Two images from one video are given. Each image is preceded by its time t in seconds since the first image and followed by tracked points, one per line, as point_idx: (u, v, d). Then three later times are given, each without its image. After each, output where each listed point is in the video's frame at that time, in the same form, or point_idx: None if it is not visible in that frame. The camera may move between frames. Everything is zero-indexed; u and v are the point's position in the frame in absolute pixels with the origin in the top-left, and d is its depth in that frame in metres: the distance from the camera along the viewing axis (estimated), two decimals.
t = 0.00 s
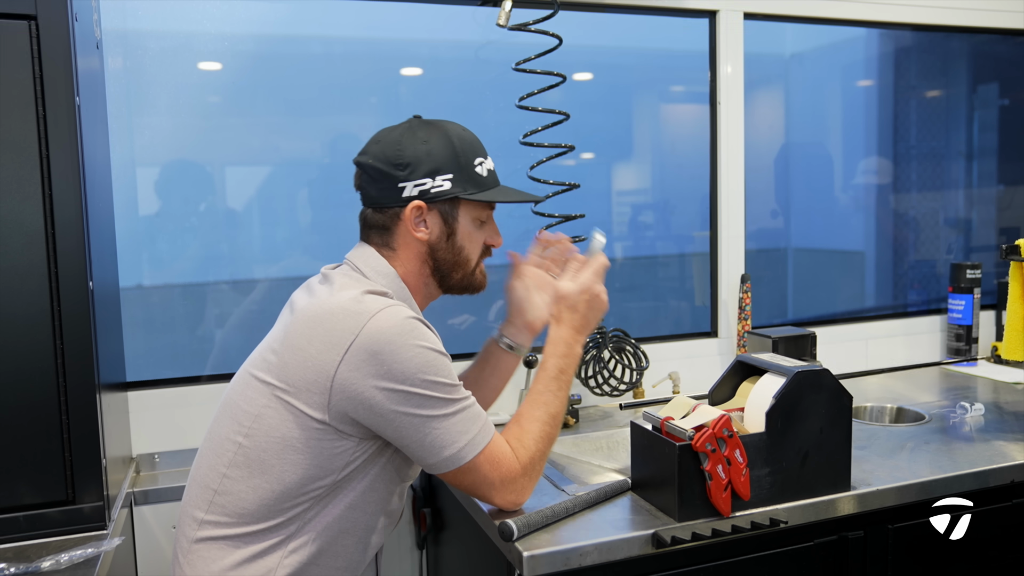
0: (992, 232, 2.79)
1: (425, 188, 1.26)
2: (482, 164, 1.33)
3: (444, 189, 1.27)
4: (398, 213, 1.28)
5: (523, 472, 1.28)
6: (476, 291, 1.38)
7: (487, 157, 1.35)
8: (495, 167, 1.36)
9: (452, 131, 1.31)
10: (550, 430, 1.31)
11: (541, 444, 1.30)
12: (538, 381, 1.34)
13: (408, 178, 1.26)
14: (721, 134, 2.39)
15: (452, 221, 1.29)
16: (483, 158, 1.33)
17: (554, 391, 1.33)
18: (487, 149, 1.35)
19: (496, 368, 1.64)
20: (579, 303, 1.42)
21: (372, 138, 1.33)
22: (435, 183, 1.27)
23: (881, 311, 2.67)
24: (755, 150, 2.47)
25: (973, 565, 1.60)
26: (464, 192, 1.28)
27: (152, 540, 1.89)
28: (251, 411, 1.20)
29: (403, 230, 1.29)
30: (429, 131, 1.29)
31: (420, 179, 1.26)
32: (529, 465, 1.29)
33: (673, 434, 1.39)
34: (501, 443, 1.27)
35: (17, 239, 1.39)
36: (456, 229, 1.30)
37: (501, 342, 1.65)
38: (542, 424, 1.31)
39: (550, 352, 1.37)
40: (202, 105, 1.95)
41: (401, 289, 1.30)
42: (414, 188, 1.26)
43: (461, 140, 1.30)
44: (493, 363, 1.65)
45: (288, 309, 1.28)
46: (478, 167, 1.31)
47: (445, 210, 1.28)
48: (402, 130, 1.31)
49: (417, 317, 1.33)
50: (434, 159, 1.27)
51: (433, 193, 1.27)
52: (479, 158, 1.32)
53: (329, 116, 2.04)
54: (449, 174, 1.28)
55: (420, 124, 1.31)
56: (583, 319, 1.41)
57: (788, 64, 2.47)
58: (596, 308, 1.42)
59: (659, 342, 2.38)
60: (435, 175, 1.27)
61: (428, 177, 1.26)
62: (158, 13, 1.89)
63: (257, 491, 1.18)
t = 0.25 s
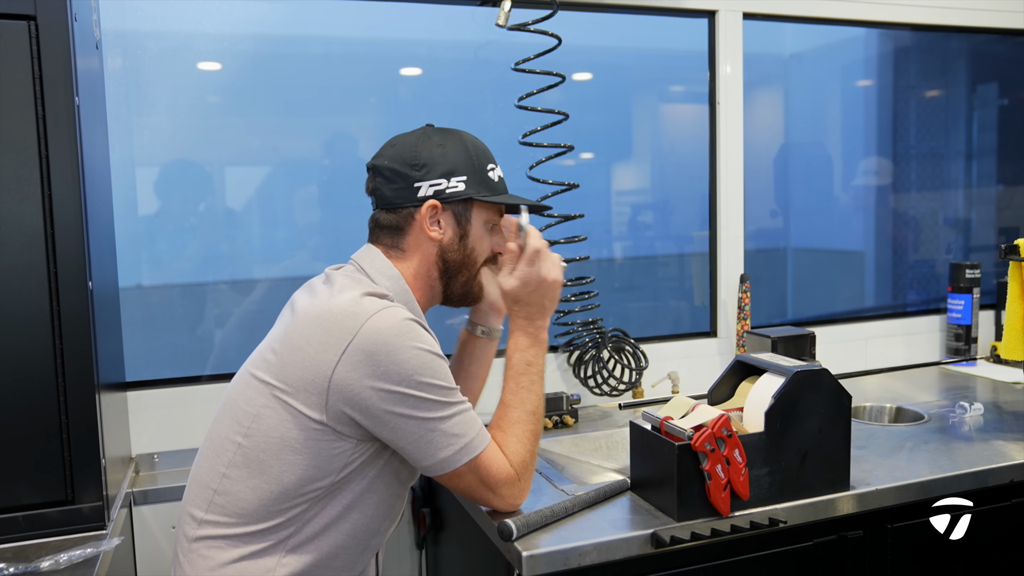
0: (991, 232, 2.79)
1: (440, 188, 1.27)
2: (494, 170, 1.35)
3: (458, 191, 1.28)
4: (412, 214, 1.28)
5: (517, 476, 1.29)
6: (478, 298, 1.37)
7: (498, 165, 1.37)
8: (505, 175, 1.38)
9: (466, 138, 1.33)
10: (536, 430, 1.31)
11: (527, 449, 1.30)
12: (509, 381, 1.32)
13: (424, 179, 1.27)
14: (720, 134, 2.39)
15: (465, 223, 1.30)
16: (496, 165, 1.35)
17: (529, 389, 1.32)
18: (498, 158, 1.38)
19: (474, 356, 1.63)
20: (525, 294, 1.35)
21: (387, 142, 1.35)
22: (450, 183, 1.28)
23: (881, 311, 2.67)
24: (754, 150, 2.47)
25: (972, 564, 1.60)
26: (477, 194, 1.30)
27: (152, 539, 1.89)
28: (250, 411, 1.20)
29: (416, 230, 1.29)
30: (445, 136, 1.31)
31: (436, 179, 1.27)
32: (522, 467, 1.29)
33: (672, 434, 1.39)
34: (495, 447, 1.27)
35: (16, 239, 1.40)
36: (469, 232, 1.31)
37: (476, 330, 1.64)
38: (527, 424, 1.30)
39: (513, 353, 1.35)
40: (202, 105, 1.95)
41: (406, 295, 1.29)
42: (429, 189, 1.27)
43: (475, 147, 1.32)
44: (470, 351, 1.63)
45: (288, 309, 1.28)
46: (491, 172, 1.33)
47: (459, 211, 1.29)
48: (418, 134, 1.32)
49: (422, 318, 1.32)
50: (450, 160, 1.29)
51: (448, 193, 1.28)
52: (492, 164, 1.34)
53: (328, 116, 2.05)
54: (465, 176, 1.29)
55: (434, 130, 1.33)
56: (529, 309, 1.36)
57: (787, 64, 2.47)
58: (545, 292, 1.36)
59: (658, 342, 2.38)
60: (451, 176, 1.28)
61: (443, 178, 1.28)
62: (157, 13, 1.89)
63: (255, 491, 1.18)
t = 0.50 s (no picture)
0: (989, 232, 2.79)
1: (429, 182, 1.27)
2: (483, 163, 1.35)
3: (448, 183, 1.29)
4: (403, 209, 1.29)
5: (521, 470, 1.29)
6: (476, 292, 1.38)
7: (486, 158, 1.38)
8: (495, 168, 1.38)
9: (454, 132, 1.34)
10: (550, 428, 1.33)
11: (539, 443, 1.31)
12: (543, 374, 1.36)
13: (413, 173, 1.27)
14: (718, 134, 2.39)
15: (456, 216, 1.30)
16: (484, 158, 1.36)
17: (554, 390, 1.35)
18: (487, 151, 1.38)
19: (486, 367, 1.66)
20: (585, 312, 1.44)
21: (375, 141, 1.35)
22: (439, 177, 1.28)
23: (879, 311, 2.67)
24: (752, 150, 2.47)
25: (970, 563, 1.60)
26: (467, 186, 1.30)
27: (149, 539, 1.89)
28: (245, 408, 1.20)
29: (407, 225, 1.29)
30: (433, 131, 1.32)
31: (425, 173, 1.28)
32: (527, 462, 1.30)
33: (671, 433, 1.39)
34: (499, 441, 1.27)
35: (14, 238, 1.40)
36: (460, 224, 1.31)
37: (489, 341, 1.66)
38: (542, 421, 1.33)
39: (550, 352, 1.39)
40: (199, 105, 1.95)
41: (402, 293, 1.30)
42: (419, 183, 1.27)
43: (464, 141, 1.33)
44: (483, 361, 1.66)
45: (284, 307, 1.28)
46: (480, 165, 1.34)
47: (449, 204, 1.30)
48: (405, 130, 1.33)
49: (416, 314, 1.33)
50: (438, 154, 1.29)
51: (438, 187, 1.28)
52: (480, 157, 1.35)
53: (326, 116, 2.05)
54: (454, 169, 1.30)
55: (422, 126, 1.34)
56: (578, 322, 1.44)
57: (785, 65, 2.47)
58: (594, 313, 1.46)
59: (656, 342, 2.38)
60: (440, 169, 1.28)
61: (433, 171, 1.28)
62: (155, 14, 1.90)
63: (250, 488, 1.18)
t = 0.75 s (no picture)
0: (989, 232, 2.79)
1: (425, 181, 1.27)
2: (480, 161, 1.35)
3: (444, 182, 1.28)
4: (398, 208, 1.29)
5: (523, 471, 1.29)
6: (473, 290, 1.38)
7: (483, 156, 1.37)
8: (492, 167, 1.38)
9: (450, 131, 1.34)
10: (557, 432, 1.33)
11: (545, 446, 1.31)
12: (563, 378, 1.36)
13: (409, 172, 1.27)
14: (717, 134, 2.40)
15: (452, 215, 1.30)
16: (481, 156, 1.35)
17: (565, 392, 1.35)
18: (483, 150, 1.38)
19: (501, 374, 1.66)
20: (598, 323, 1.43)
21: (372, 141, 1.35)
22: (435, 176, 1.28)
23: (878, 310, 2.67)
24: (752, 150, 2.47)
25: (969, 563, 1.60)
26: (463, 185, 1.30)
27: (149, 540, 1.89)
28: (243, 410, 1.20)
29: (404, 224, 1.29)
30: (428, 130, 1.31)
31: (421, 172, 1.27)
32: (530, 464, 1.30)
33: (670, 433, 1.39)
34: (501, 441, 1.27)
35: (13, 238, 1.40)
36: (457, 223, 1.31)
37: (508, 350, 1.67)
38: (549, 424, 1.33)
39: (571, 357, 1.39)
40: (199, 105, 1.95)
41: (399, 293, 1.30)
42: (414, 182, 1.27)
43: (460, 141, 1.33)
44: (499, 369, 1.67)
45: (282, 308, 1.28)
46: (476, 163, 1.33)
47: (445, 203, 1.29)
48: (401, 129, 1.33)
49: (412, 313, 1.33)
50: (434, 153, 1.29)
51: (434, 186, 1.28)
52: (477, 156, 1.35)
53: (326, 116, 2.05)
54: (449, 167, 1.29)
55: (418, 125, 1.33)
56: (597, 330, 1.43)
57: (785, 64, 2.47)
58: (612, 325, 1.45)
59: (656, 342, 2.38)
60: (436, 168, 1.28)
61: (428, 170, 1.28)
62: (155, 14, 1.90)
63: (247, 490, 1.18)
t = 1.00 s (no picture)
0: (987, 232, 2.79)
1: (420, 183, 1.27)
2: (473, 157, 1.34)
3: (439, 183, 1.28)
4: (394, 211, 1.28)
5: (523, 474, 1.29)
6: (474, 285, 1.39)
7: (476, 150, 1.36)
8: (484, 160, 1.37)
9: (440, 125, 1.32)
10: (561, 437, 1.33)
11: (548, 450, 1.31)
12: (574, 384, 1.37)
13: (403, 175, 1.26)
14: (716, 134, 2.40)
15: (448, 215, 1.30)
16: (473, 151, 1.34)
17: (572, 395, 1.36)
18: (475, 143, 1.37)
19: (500, 369, 1.66)
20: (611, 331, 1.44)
21: (361, 141, 1.34)
22: (429, 177, 1.27)
23: (877, 311, 2.67)
24: (751, 150, 2.47)
25: (969, 563, 1.60)
26: (458, 184, 1.29)
27: (148, 541, 1.89)
28: (242, 411, 1.20)
29: (400, 227, 1.29)
30: (418, 128, 1.30)
31: (415, 174, 1.27)
32: (532, 467, 1.30)
33: (669, 434, 1.39)
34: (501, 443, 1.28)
35: (12, 239, 1.39)
36: (453, 222, 1.31)
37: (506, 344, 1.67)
38: (553, 426, 1.33)
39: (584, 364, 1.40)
40: (197, 105, 1.95)
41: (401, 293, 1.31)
42: (409, 184, 1.26)
43: (450, 135, 1.31)
44: (499, 364, 1.67)
45: (282, 309, 1.28)
46: (469, 159, 1.33)
47: (441, 203, 1.29)
48: (390, 129, 1.31)
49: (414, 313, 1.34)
50: (427, 153, 1.28)
51: (429, 187, 1.27)
52: (470, 151, 1.34)
53: (324, 116, 2.05)
54: (443, 167, 1.28)
55: (408, 122, 1.32)
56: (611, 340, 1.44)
57: (783, 65, 2.47)
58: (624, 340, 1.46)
59: (655, 342, 2.38)
60: (429, 169, 1.27)
61: (422, 171, 1.27)
62: (154, 15, 1.89)
63: (247, 491, 1.18)
